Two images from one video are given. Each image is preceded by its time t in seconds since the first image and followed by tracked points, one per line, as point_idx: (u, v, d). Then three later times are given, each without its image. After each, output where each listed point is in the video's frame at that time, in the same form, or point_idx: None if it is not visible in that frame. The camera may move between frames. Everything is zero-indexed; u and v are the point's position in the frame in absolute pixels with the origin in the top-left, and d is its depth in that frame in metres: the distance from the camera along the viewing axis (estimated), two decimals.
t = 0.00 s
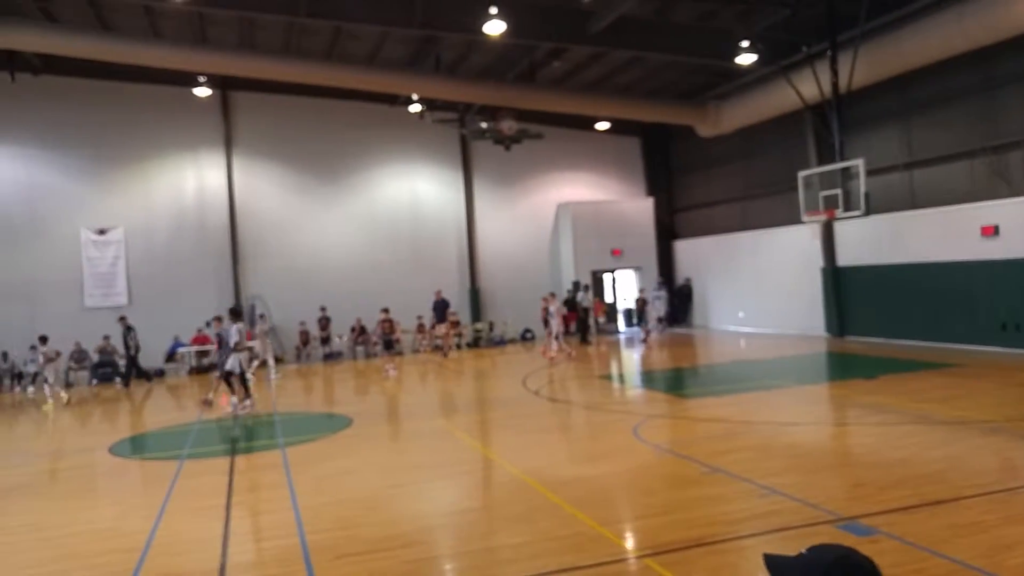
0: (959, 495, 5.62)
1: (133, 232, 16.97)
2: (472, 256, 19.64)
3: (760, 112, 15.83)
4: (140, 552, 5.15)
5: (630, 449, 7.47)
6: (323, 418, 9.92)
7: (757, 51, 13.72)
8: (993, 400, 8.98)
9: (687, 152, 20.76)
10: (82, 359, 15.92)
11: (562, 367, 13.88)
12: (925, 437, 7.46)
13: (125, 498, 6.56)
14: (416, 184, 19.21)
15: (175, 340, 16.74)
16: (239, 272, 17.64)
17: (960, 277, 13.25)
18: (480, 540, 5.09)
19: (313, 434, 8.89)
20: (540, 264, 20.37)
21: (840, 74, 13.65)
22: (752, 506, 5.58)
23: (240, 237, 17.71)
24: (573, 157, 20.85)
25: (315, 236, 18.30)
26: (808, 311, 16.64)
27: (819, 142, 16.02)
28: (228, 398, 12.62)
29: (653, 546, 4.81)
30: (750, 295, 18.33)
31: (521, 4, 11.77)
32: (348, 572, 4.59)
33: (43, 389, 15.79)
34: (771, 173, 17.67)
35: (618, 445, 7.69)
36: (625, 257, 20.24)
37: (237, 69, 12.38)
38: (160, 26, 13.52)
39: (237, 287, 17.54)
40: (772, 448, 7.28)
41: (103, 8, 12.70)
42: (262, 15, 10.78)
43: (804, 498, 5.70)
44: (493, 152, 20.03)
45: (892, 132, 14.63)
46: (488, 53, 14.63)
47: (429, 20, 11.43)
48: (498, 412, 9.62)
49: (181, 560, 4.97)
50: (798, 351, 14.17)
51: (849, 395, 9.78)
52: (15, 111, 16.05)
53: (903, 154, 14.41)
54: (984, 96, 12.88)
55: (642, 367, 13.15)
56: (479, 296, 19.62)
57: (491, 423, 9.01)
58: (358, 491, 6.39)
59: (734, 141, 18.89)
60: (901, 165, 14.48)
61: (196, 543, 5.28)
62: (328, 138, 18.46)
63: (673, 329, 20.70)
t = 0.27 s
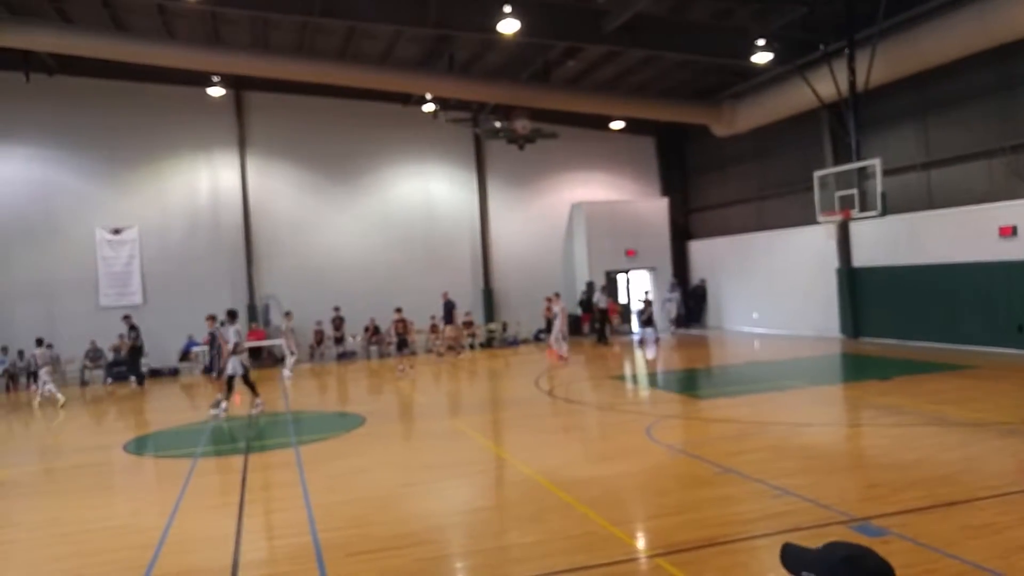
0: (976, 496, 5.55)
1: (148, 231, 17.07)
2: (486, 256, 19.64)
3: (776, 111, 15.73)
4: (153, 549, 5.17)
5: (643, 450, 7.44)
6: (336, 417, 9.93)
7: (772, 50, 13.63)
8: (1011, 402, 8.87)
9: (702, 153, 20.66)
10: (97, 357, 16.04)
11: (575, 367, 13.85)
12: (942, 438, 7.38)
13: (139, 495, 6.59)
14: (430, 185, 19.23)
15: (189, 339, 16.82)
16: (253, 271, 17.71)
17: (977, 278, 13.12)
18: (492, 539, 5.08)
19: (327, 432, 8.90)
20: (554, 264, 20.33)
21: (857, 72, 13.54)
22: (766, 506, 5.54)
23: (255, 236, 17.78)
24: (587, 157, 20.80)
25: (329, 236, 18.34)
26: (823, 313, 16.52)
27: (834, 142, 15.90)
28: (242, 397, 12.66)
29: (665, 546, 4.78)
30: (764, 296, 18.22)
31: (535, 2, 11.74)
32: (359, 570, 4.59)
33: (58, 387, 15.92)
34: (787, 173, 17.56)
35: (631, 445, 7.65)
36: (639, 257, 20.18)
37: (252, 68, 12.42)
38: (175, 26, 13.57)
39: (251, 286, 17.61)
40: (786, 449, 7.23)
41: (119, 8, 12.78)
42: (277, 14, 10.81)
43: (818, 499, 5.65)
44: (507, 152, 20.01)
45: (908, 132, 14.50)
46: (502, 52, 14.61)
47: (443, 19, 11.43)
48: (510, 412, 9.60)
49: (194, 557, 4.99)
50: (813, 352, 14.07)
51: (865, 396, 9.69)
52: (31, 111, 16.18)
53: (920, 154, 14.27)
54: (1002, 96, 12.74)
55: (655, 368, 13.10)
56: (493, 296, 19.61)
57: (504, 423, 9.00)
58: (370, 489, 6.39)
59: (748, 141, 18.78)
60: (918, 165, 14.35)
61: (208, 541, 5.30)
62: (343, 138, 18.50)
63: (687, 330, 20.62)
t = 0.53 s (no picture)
0: (972, 499, 5.55)
1: (146, 227, 17.04)
2: (487, 256, 19.61)
3: (777, 115, 15.74)
4: (148, 549, 5.14)
5: (641, 451, 7.43)
6: (334, 417, 9.90)
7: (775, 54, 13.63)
8: (1010, 406, 8.88)
9: (704, 155, 20.65)
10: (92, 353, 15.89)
11: (575, 368, 13.85)
12: (939, 441, 7.39)
13: (135, 494, 6.57)
14: (432, 184, 19.21)
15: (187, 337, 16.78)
16: (253, 268, 17.68)
17: (972, 284, 13.14)
18: (490, 539, 5.07)
19: (324, 432, 8.88)
20: (555, 265, 20.32)
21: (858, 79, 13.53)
22: (763, 508, 5.54)
23: (254, 233, 17.74)
24: (588, 158, 20.78)
25: (329, 233, 18.30)
26: (822, 317, 16.54)
27: (835, 146, 15.90)
28: (240, 395, 12.63)
29: (662, 548, 4.77)
30: (764, 299, 18.24)
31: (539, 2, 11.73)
32: (357, 570, 4.58)
33: (53, 383, 15.87)
34: (788, 176, 17.57)
35: (629, 446, 7.65)
36: (641, 259, 20.19)
37: (253, 65, 12.38)
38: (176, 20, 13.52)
39: (250, 283, 17.58)
40: (783, 451, 7.23)
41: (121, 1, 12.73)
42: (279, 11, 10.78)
43: (815, 502, 5.65)
44: (509, 152, 19.99)
45: (908, 139, 14.50)
46: (505, 52, 14.60)
47: (448, 18, 11.43)
48: (509, 413, 9.60)
49: (189, 556, 4.97)
50: (812, 356, 14.08)
51: (863, 399, 9.70)
52: (29, 105, 16.13)
53: (919, 159, 14.28)
54: (1000, 105, 12.76)
55: (655, 370, 13.09)
56: (494, 296, 19.59)
57: (502, 423, 8.99)
58: (367, 489, 6.38)
59: (750, 144, 18.78)
60: (917, 172, 14.36)
61: (205, 540, 5.28)
62: (344, 135, 18.47)
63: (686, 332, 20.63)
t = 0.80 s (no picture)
0: (971, 498, 5.57)
1: (145, 229, 17.03)
2: (486, 257, 19.63)
3: (775, 116, 15.76)
4: (149, 552, 5.15)
5: (640, 451, 7.43)
6: (333, 418, 9.91)
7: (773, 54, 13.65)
8: (1008, 405, 8.90)
9: (702, 155, 20.67)
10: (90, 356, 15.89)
11: (574, 368, 13.87)
12: (938, 440, 7.40)
13: (135, 497, 6.58)
14: (431, 185, 19.22)
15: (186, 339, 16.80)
16: (252, 270, 17.68)
17: (971, 282, 13.14)
18: (490, 541, 5.07)
19: (324, 434, 8.88)
20: (554, 265, 20.34)
21: (855, 79, 13.55)
22: (763, 508, 5.55)
23: (253, 234, 17.75)
24: (586, 158, 20.79)
25: (328, 235, 18.31)
26: (821, 315, 16.55)
27: (833, 145, 15.91)
28: (239, 397, 12.64)
29: (662, 549, 4.78)
30: (763, 298, 18.26)
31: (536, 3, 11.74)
32: (358, 572, 4.59)
33: (52, 386, 15.86)
34: (786, 175, 17.58)
35: (628, 447, 7.66)
36: (639, 259, 20.19)
37: (251, 67, 12.38)
38: (174, 22, 13.53)
39: (249, 285, 17.58)
40: (783, 451, 7.23)
41: (119, 4, 12.75)
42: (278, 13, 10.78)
43: (814, 501, 5.66)
44: (508, 153, 20.00)
45: (905, 138, 14.52)
46: (502, 53, 14.61)
47: (445, 19, 11.43)
48: (509, 414, 9.60)
49: (190, 559, 4.97)
50: (810, 355, 14.10)
51: (863, 398, 9.72)
52: (28, 109, 16.12)
53: (917, 158, 14.30)
54: (997, 106, 12.78)
55: (655, 369, 13.11)
56: (493, 297, 19.60)
57: (502, 423, 9.00)
58: (367, 491, 6.39)
59: (748, 144, 18.80)
60: (915, 170, 14.38)
61: (205, 543, 5.29)
62: (343, 136, 18.48)
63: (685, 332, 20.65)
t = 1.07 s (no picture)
0: (969, 502, 5.55)
1: (143, 228, 17.00)
2: (484, 257, 19.61)
3: (774, 118, 15.76)
4: (142, 551, 5.12)
5: (638, 453, 7.41)
6: (330, 419, 9.88)
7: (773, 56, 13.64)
8: (1006, 409, 8.89)
9: (702, 157, 20.65)
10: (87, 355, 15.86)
11: (572, 370, 13.85)
12: (936, 444, 7.38)
13: (129, 496, 6.54)
14: (430, 185, 19.21)
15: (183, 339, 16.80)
16: (250, 269, 17.65)
17: (970, 286, 13.13)
18: (486, 542, 5.05)
19: (320, 434, 8.85)
20: (553, 266, 20.32)
21: (855, 81, 13.54)
22: (760, 511, 5.53)
23: (251, 234, 17.73)
24: (586, 160, 20.78)
25: (326, 235, 18.29)
26: (819, 318, 16.55)
27: (833, 147, 15.90)
28: (236, 396, 12.61)
29: (659, 551, 4.76)
30: (761, 300, 18.26)
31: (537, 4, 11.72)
32: (352, 573, 4.56)
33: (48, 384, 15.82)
34: (785, 178, 17.57)
35: (626, 448, 7.63)
36: (637, 261, 20.21)
37: (250, 66, 12.35)
38: (174, 20, 13.51)
39: (247, 284, 17.55)
40: (780, 454, 7.21)
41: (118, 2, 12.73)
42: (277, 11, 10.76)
43: (812, 505, 5.64)
44: (507, 154, 19.99)
45: (905, 141, 14.52)
46: (502, 54, 14.60)
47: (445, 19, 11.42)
48: (506, 415, 9.58)
49: (183, 559, 4.95)
50: (808, 358, 14.09)
51: (861, 401, 9.70)
52: (26, 106, 16.09)
53: (916, 161, 14.30)
54: (997, 108, 12.78)
55: (652, 371, 13.08)
56: (491, 298, 19.59)
57: (499, 425, 8.97)
58: (362, 491, 6.36)
59: (748, 146, 18.79)
60: (914, 173, 14.38)
61: (199, 543, 5.26)
62: (342, 136, 18.46)
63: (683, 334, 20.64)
